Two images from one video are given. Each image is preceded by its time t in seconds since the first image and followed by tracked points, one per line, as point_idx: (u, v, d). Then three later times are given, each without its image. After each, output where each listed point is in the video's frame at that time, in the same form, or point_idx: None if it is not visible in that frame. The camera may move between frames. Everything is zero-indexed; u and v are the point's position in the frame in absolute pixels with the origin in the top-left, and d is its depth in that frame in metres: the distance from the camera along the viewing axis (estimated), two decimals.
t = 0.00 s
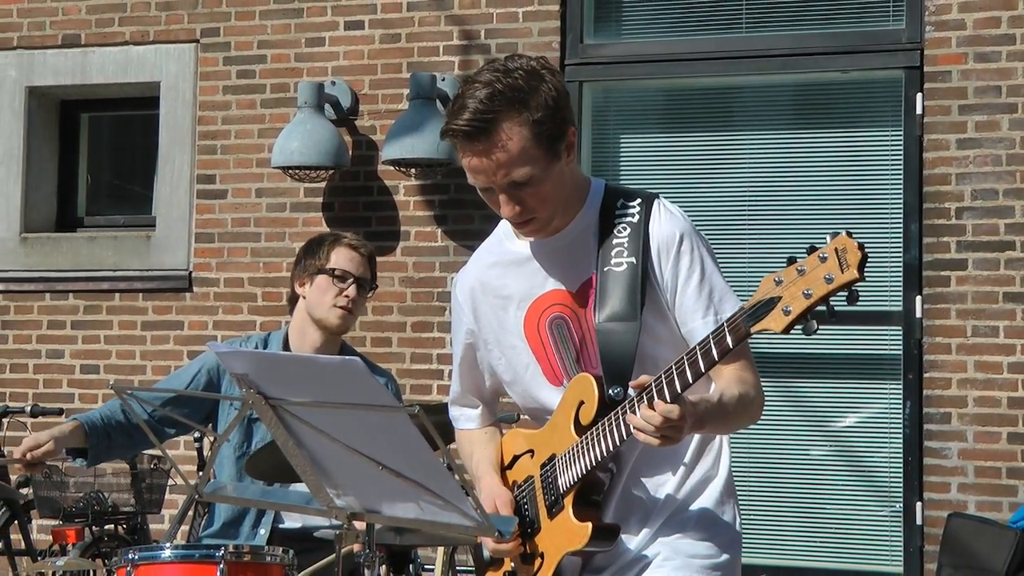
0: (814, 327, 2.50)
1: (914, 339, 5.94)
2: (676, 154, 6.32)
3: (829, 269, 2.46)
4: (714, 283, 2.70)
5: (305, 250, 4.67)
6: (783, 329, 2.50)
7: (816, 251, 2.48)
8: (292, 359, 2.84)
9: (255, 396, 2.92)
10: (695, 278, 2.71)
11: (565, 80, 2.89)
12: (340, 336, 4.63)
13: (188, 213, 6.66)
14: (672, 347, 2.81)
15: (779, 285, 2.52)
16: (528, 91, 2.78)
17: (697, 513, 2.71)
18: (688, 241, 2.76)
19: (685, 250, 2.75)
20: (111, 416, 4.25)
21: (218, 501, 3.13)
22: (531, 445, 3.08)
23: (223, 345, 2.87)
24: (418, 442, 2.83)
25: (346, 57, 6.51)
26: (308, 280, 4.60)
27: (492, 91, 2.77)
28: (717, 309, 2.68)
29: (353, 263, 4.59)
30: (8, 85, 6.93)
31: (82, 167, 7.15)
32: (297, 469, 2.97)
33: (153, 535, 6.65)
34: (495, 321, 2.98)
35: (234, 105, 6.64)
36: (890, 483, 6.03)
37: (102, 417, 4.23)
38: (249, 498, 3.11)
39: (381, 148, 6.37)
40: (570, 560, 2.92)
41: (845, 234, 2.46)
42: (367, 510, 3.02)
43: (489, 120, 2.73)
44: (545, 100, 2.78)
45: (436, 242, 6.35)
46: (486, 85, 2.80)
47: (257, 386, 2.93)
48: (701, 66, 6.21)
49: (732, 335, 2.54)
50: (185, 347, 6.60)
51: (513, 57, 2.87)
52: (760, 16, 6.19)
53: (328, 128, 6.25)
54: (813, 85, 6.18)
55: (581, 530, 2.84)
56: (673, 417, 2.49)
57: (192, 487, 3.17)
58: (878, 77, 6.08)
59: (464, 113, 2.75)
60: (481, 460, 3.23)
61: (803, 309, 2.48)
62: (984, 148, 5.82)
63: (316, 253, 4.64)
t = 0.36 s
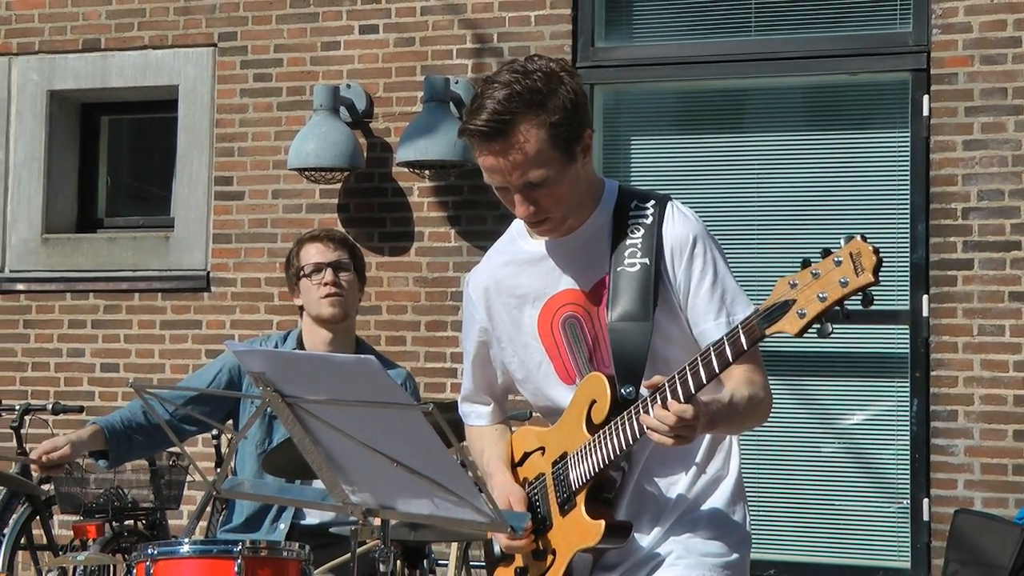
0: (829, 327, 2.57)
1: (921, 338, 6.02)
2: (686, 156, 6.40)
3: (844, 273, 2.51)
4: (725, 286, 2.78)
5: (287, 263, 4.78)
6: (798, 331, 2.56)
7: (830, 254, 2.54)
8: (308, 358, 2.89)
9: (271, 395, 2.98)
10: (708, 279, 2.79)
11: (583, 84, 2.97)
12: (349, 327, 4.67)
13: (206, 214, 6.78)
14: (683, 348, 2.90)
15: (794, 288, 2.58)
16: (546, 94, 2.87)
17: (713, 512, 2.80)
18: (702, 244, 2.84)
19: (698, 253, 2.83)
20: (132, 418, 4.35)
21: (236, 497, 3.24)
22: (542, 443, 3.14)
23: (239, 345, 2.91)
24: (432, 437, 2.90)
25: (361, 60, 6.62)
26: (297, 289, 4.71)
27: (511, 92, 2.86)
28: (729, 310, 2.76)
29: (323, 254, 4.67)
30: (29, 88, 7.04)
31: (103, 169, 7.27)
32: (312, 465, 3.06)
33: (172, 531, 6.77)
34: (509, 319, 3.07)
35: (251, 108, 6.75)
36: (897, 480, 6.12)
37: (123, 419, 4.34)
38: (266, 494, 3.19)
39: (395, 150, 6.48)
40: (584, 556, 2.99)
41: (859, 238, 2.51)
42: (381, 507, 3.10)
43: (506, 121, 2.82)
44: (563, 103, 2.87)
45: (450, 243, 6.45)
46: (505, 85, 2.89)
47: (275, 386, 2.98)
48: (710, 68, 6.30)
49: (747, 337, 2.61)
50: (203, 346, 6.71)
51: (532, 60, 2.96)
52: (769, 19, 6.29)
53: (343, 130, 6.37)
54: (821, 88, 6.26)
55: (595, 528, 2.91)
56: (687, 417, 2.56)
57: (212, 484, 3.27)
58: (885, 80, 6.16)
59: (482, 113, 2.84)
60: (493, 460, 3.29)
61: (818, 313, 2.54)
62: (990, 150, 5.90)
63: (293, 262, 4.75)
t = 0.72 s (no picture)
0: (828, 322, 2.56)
1: (930, 336, 6.11)
2: (698, 157, 6.49)
3: (840, 266, 2.53)
4: (739, 285, 2.78)
5: (332, 252, 4.83)
6: (796, 324, 2.56)
7: (828, 249, 2.56)
8: (325, 356, 2.93)
9: (289, 393, 3.00)
10: (721, 278, 2.79)
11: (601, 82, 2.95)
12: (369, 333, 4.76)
13: (225, 215, 6.88)
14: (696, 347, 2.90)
15: (792, 282, 2.59)
16: (565, 94, 2.86)
17: (726, 510, 2.81)
18: (714, 244, 2.84)
19: (711, 252, 2.83)
20: (149, 413, 4.42)
21: (255, 493, 3.29)
22: (557, 439, 3.16)
23: (259, 344, 2.95)
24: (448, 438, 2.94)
25: (377, 63, 6.72)
26: (335, 280, 4.76)
27: (530, 92, 2.85)
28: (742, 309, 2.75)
29: (376, 261, 4.76)
30: (52, 92, 7.16)
31: (124, 170, 7.39)
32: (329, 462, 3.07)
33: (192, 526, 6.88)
34: (524, 317, 3.08)
35: (269, 110, 6.86)
36: (906, 477, 6.19)
37: (141, 414, 4.40)
38: (284, 491, 3.27)
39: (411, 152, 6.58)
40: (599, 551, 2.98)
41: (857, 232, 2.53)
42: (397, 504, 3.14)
43: (525, 120, 2.82)
44: (581, 103, 2.86)
45: (465, 243, 6.55)
46: (524, 84, 2.88)
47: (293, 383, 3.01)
48: (721, 70, 6.39)
49: (749, 331, 2.62)
50: (223, 344, 6.82)
51: (551, 59, 2.93)
52: (779, 22, 6.37)
53: (360, 131, 6.47)
54: (831, 89, 6.34)
55: (604, 524, 2.90)
56: (691, 411, 2.59)
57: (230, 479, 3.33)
58: (894, 82, 6.24)
59: (501, 113, 2.84)
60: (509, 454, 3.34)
61: (816, 305, 2.54)
62: (998, 150, 5.98)
63: (340, 254, 4.81)
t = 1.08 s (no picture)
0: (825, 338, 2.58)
1: (937, 333, 6.18)
2: (707, 157, 6.58)
3: (837, 284, 2.55)
4: (752, 289, 2.80)
5: (347, 251, 4.93)
6: (794, 339, 2.59)
7: (825, 265, 2.57)
8: (339, 354, 2.97)
9: (305, 389, 3.06)
10: (734, 283, 2.81)
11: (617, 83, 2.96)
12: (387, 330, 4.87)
13: (242, 214, 6.99)
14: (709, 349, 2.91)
15: (791, 298, 2.61)
16: (582, 95, 2.86)
17: (739, 511, 2.82)
18: (729, 247, 2.86)
19: (724, 256, 2.85)
20: (169, 407, 4.45)
21: (272, 488, 3.32)
22: (572, 436, 3.21)
23: (275, 342, 3.00)
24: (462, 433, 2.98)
25: (392, 65, 6.83)
26: (351, 281, 4.86)
27: (548, 93, 2.85)
28: (755, 312, 2.77)
29: (390, 260, 4.84)
30: (72, 93, 7.27)
31: (143, 170, 7.50)
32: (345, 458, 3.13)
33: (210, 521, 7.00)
34: (541, 316, 3.11)
35: (285, 112, 6.97)
36: (913, 472, 6.28)
37: (161, 408, 4.43)
38: (300, 485, 3.33)
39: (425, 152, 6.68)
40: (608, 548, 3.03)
41: (853, 250, 2.54)
42: (412, 498, 3.16)
43: (545, 122, 2.81)
44: (599, 103, 2.85)
45: (479, 242, 6.65)
46: (542, 87, 2.88)
47: (309, 381, 3.07)
48: (731, 72, 6.48)
49: (747, 344, 2.65)
50: (240, 342, 6.93)
51: (568, 61, 2.94)
52: (788, 23, 6.46)
53: (375, 132, 6.57)
54: (839, 90, 6.42)
55: (612, 523, 2.96)
56: (692, 420, 2.60)
57: (247, 474, 3.39)
58: (902, 82, 6.32)
59: (520, 116, 2.83)
60: (528, 448, 3.38)
61: (812, 322, 2.56)
62: (1005, 150, 6.07)
63: (355, 254, 4.91)
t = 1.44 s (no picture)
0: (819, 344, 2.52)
1: (944, 331, 6.27)
2: (717, 157, 6.67)
3: (829, 293, 2.45)
4: (765, 288, 2.75)
5: (339, 261, 4.87)
6: (786, 346, 2.53)
7: (819, 273, 2.47)
8: (354, 352, 3.02)
9: (320, 386, 3.11)
10: (748, 279, 2.76)
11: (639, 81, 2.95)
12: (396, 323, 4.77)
13: (259, 214, 7.10)
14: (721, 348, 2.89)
15: (785, 303, 2.54)
16: (603, 92, 2.86)
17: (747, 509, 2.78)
18: (743, 245, 2.83)
19: (737, 255, 2.81)
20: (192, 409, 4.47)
21: (289, 484, 3.45)
22: (584, 430, 3.22)
23: (290, 340, 3.04)
24: (474, 428, 3.04)
25: (405, 67, 6.93)
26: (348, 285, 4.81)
27: (569, 89, 2.86)
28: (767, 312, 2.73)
29: (375, 253, 4.75)
30: (92, 95, 7.39)
31: (161, 171, 7.62)
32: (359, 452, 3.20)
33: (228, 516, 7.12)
34: (557, 310, 3.10)
35: (301, 113, 7.08)
36: (920, 468, 6.36)
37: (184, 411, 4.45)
38: (317, 481, 3.44)
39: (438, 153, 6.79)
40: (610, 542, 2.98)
41: (847, 258, 2.44)
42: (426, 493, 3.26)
43: (564, 118, 2.82)
44: (619, 101, 2.85)
45: (491, 241, 6.75)
46: (564, 82, 2.89)
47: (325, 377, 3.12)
48: (740, 73, 6.57)
49: (743, 348, 2.59)
50: (257, 340, 7.04)
51: (591, 58, 2.94)
52: (796, 25, 6.55)
53: (389, 133, 6.67)
54: (847, 91, 6.51)
55: (615, 516, 2.93)
56: (685, 420, 2.54)
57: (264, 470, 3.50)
58: (909, 83, 6.40)
59: (540, 110, 2.84)
60: (542, 441, 3.39)
61: (804, 329, 2.50)
62: (1011, 150, 6.15)
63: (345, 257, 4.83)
